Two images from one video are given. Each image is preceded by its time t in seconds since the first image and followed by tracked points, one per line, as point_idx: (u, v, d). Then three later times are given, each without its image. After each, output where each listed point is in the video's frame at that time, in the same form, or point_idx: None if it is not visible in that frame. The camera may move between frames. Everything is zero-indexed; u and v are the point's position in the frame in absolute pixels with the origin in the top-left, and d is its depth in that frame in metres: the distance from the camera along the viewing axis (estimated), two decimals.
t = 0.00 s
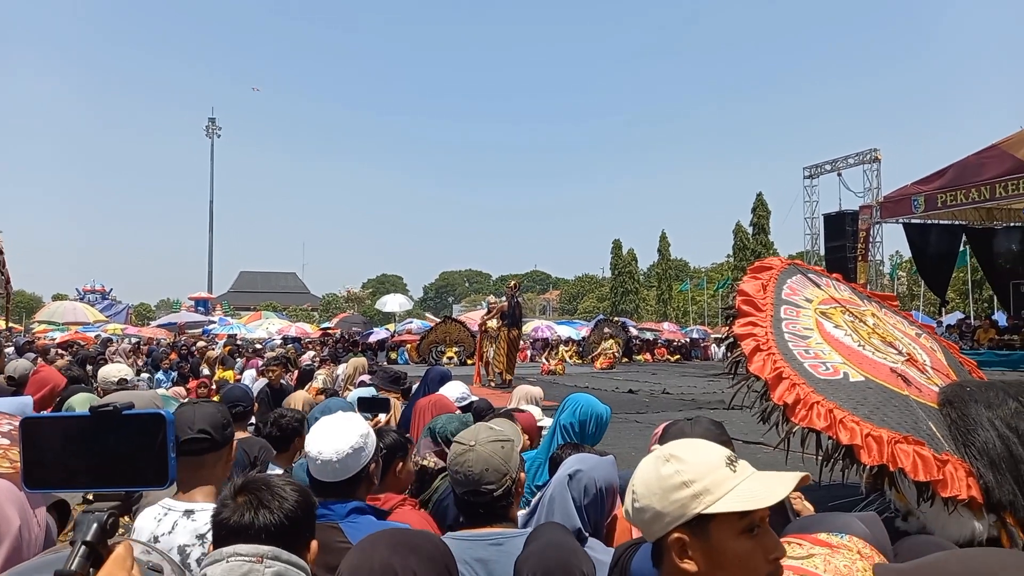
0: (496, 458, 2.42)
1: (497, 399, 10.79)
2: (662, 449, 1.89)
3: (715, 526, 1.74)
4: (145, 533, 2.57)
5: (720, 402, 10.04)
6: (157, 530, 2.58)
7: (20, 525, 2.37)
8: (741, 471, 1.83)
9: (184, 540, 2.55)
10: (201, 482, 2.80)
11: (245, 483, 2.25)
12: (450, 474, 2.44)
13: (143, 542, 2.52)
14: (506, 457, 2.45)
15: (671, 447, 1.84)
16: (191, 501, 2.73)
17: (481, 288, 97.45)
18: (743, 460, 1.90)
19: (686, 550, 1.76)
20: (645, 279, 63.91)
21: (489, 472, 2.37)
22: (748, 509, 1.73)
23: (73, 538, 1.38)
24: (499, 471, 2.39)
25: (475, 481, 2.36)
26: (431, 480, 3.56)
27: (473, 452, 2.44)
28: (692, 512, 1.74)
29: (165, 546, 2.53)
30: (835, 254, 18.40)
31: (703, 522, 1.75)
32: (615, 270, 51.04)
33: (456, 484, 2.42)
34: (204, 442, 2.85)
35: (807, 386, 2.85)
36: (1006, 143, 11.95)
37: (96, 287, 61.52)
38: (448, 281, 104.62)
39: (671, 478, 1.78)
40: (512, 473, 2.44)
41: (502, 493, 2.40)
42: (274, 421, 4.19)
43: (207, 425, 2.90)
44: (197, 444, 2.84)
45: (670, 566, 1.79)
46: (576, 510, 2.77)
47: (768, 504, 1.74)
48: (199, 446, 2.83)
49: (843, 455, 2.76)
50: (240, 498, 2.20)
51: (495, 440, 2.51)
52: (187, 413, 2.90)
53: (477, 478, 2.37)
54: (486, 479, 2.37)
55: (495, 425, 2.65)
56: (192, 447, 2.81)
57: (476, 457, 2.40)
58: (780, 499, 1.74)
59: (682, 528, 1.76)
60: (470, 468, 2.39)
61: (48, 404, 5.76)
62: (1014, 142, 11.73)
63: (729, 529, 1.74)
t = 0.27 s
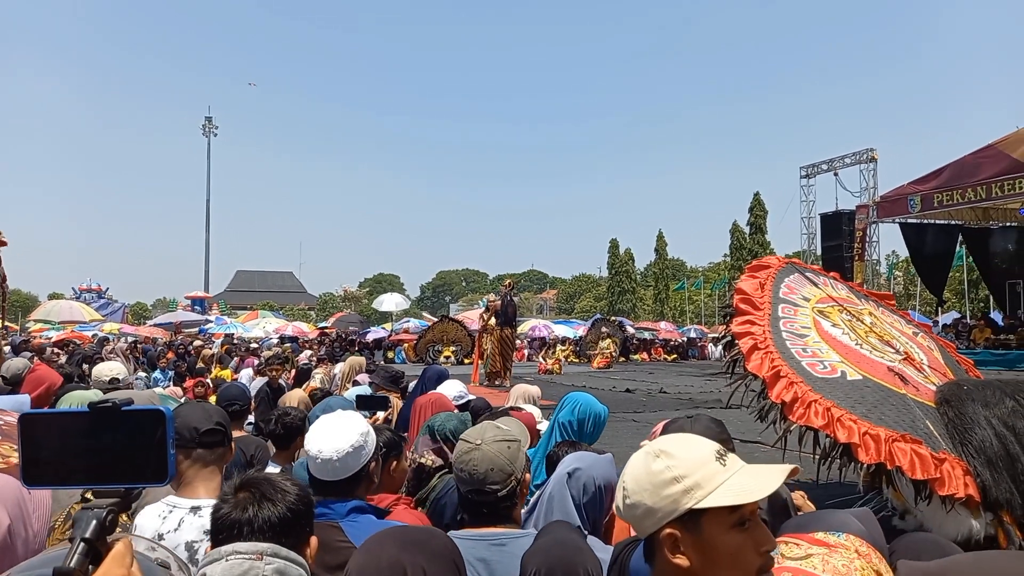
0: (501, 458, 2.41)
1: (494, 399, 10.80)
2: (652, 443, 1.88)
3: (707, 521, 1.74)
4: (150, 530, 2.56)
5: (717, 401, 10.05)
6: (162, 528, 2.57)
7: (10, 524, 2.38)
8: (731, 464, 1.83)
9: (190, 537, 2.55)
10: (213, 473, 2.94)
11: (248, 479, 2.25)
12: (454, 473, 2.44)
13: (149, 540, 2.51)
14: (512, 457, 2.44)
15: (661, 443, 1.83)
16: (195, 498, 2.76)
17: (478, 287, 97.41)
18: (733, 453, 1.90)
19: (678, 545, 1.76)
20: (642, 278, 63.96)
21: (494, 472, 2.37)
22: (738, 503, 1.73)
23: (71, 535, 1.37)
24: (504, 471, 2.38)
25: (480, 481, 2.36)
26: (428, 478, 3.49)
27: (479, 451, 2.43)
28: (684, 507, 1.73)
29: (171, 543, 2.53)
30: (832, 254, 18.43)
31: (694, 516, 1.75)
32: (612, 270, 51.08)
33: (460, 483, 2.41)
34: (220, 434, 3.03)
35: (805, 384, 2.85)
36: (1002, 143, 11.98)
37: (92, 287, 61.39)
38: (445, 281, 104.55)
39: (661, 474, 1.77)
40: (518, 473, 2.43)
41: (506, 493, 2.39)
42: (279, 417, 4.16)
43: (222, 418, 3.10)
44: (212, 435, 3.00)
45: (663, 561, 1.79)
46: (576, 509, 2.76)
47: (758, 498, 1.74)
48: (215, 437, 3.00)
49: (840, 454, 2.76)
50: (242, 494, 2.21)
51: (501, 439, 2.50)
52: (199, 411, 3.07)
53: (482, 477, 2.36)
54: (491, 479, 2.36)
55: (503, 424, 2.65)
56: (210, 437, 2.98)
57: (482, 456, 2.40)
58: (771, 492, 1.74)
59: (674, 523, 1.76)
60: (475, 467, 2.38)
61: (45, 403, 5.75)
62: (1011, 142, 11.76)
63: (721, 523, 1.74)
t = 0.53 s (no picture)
0: (506, 456, 2.41)
1: (490, 397, 10.81)
2: (647, 441, 1.88)
3: (705, 516, 1.75)
4: (147, 528, 2.56)
5: (713, 399, 10.07)
6: (160, 526, 2.57)
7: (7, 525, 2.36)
8: (727, 460, 1.84)
9: (187, 537, 2.54)
10: (212, 473, 2.96)
11: (243, 480, 2.25)
12: (458, 470, 2.43)
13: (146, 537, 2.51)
14: (517, 456, 2.45)
15: (658, 439, 1.82)
16: (190, 496, 2.76)
17: (473, 286, 97.34)
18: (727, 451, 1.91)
19: (676, 541, 1.75)
20: (637, 277, 64.02)
21: (498, 471, 2.37)
22: (736, 499, 1.74)
23: (71, 533, 1.37)
24: (508, 469, 2.38)
25: (484, 479, 2.36)
26: (425, 476, 3.47)
27: (484, 449, 2.43)
28: (683, 503, 1.73)
29: (168, 542, 2.53)
30: (827, 252, 18.48)
31: (692, 513, 1.75)
32: (608, 268, 51.12)
33: (463, 480, 2.41)
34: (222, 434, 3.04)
35: (801, 382, 2.86)
36: (996, 142, 12.04)
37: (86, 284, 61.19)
38: (441, 279, 104.47)
39: (659, 470, 1.77)
40: (522, 472, 2.43)
41: (509, 492, 2.39)
42: (279, 413, 4.15)
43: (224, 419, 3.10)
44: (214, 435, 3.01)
45: (660, 557, 1.78)
46: (573, 506, 2.77)
47: (757, 493, 1.75)
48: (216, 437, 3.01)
49: (836, 451, 2.77)
50: (238, 495, 2.20)
51: (506, 438, 2.50)
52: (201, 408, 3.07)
53: (486, 475, 2.36)
54: (495, 478, 2.36)
55: (507, 422, 2.65)
56: (212, 436, 2.99)
57: (487, 455, 2.39)
58: (768, 488, 1.75)
59: (673, 519, 1.75)
60: (479, 465, 2.38)
61: (39, 400, 5.73)
62: (1005, 140, 11.83)
63: (720, 519, 1.75)
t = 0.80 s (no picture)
0: (507, 458, 2.41)
1: (488, 398, 10.80)
2: (658, 439, 1.87)
3: (717, 518, 1.75)
4: (147, 529, 2.57)
5: (711, 401, 10.08)
6: (160, 527, 2.58)
7: (8, 526, 2.34)
8: (737, 462, 1.85)
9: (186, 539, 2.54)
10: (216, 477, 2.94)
11: (239, 482, 2.25)
12: (459, 472, 2.43)
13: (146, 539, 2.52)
14: (518, 457, 2.45)
15: (670, 439, 1.82)
16: (191, 498, 2.76)
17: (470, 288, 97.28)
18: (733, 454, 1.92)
19: (686, 541, 1.75)
20: (635, 279, 64.06)
21: (500, 472, 2.37)
22: (751, 501, 1.74)
23: (74, 532, 1.36)
24: (510, 471, 2.38)
25: (485, 480, 2.36)
26: (425, 477, 3.47)
27: (485, 451, 2.43)
28: (697, 503, 1.73)
29: (168, 543, 2.53)
30: (824, 254, 18.52)
31: (704, 513, 1.75)
32: (605, 270, 51.13)
33: (464, 482, 2.41)
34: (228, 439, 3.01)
35: (799, 384, 2.87)
36: (993, 145, 12.08)
37: (83, 286, 61.06)
38: (438, 281, 104.42)
39: (673, 470, 1.76)
40: (523, 474, 2.43)
41: (511, 494, 2.39)
42: (279, 411, 4.17)
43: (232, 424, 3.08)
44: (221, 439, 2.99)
45: (667, 557, 1.78)
46: (572, 508, 2.77)
47: (772, 496, 1.75)
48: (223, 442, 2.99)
49: (834, 453, 2.78)
50: (234, 497, 2.20)
51: (508, 440, 2.50)
52: (212, 412, 3.06)
53: (488, 477, 2.36)
54: (496, 479, 2.36)
55: (507, 424, 2.64)
56: (219, 441, 2.97)
57: (489, 456, 2.39)
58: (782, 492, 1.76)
59: (684, 519, 1.75)
60: (481, 466, 2.38)
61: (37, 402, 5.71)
62: (1001, 143, 11.89)
63: (732, 521, 1.75)
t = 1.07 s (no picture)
0: (504, 455, 2.41)
1: (489, 396, 10.79)
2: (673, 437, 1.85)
3: (738, 515, 1.75)
4: (152, 527, 2.56)
5: (712, 398, 10.07)
6: (165, 524, 2.57)
7: (11, 524, 2.33)
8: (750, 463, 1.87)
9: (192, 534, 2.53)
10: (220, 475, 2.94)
11: (239, 480, 2.25)
12: (456, 470, 2.43)
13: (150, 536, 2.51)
14: (515, 454, 2.44)
15: (690, 436, 1.80)
16: (195, 496, 2.75)
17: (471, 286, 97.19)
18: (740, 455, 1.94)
19: (709, 538, 1.72)
20: (635, 276, 64.03)
21: (497, 469, 2.36)
22: (772, 498, 1.76)
23: (73, 528, 1.36)
24: (506, 468, 2.38)
25: (482, 478, 2.35)
26: (426, 474, 3.46)
27: (482, 448, 2.42)
28: (722, 500, 1.72)
29: (173, 540, 2.52)
30: (825, 251, 18.50)
31: (726, 510, 1.74)
32: (606, 268, 51.11)
33: (462, 480, 2.41)
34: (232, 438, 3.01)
35: (801, 381, 2.86)
36: (994, 142, 12.06)
37: (83, 284, 61.03)
38: (438, 279, 104.37)
39: (699, 466, 1.75)
40: (520, 471, 2.43)
41: (508, 491, 2.39)
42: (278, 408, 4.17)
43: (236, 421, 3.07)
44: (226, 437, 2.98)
45: (683, 556, 1.74)
46: (573, 505, 2.76)
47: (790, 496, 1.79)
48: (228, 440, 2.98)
49: (836, 450, 2.78)
50: (236, 494, 2.20)
51: (505, 437, 2.50)
52: (217, 409, 3.05)
53: (485, 474, 2.35)
54: (494, 476, 2.36)
55: (504, 422, 2.64)
56: (224, 439, 2.96)
57: (485, 453, 2.39)
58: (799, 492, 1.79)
59: (708, 517, 1.72)
60: (478, 463, 2.37)
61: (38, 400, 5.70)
62: (1002, 140, 11.88)
63: (750, 518, 1.76)
